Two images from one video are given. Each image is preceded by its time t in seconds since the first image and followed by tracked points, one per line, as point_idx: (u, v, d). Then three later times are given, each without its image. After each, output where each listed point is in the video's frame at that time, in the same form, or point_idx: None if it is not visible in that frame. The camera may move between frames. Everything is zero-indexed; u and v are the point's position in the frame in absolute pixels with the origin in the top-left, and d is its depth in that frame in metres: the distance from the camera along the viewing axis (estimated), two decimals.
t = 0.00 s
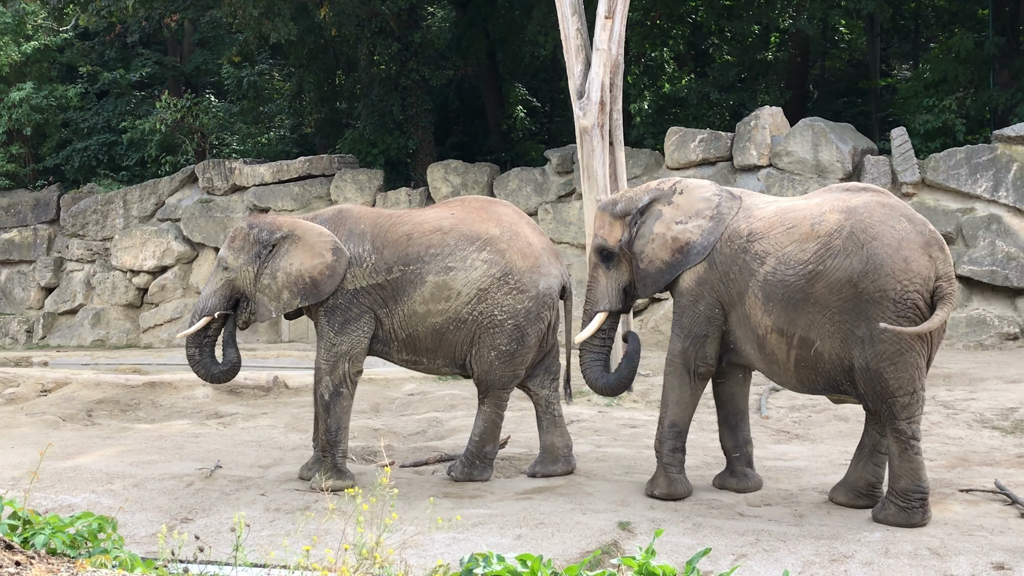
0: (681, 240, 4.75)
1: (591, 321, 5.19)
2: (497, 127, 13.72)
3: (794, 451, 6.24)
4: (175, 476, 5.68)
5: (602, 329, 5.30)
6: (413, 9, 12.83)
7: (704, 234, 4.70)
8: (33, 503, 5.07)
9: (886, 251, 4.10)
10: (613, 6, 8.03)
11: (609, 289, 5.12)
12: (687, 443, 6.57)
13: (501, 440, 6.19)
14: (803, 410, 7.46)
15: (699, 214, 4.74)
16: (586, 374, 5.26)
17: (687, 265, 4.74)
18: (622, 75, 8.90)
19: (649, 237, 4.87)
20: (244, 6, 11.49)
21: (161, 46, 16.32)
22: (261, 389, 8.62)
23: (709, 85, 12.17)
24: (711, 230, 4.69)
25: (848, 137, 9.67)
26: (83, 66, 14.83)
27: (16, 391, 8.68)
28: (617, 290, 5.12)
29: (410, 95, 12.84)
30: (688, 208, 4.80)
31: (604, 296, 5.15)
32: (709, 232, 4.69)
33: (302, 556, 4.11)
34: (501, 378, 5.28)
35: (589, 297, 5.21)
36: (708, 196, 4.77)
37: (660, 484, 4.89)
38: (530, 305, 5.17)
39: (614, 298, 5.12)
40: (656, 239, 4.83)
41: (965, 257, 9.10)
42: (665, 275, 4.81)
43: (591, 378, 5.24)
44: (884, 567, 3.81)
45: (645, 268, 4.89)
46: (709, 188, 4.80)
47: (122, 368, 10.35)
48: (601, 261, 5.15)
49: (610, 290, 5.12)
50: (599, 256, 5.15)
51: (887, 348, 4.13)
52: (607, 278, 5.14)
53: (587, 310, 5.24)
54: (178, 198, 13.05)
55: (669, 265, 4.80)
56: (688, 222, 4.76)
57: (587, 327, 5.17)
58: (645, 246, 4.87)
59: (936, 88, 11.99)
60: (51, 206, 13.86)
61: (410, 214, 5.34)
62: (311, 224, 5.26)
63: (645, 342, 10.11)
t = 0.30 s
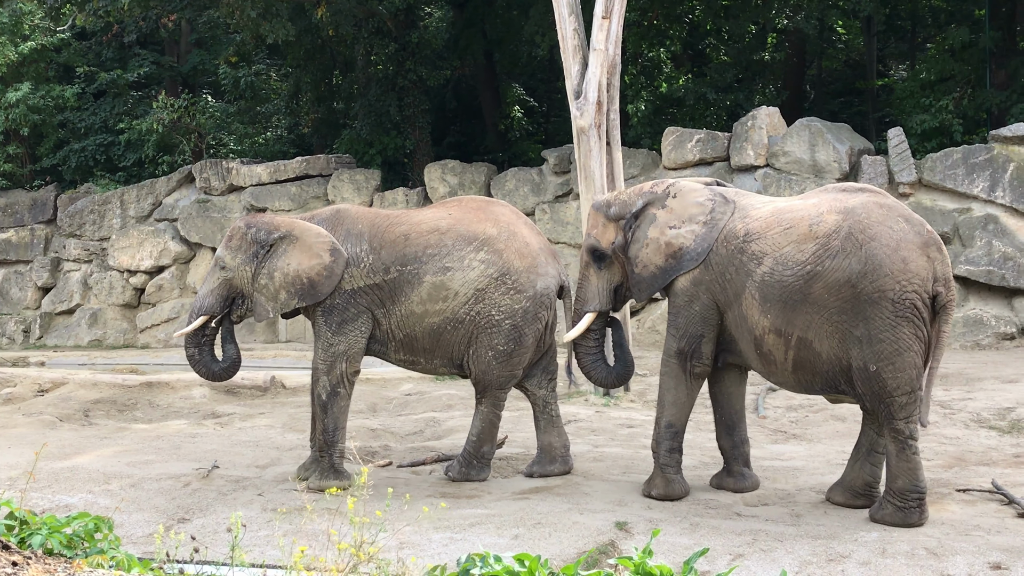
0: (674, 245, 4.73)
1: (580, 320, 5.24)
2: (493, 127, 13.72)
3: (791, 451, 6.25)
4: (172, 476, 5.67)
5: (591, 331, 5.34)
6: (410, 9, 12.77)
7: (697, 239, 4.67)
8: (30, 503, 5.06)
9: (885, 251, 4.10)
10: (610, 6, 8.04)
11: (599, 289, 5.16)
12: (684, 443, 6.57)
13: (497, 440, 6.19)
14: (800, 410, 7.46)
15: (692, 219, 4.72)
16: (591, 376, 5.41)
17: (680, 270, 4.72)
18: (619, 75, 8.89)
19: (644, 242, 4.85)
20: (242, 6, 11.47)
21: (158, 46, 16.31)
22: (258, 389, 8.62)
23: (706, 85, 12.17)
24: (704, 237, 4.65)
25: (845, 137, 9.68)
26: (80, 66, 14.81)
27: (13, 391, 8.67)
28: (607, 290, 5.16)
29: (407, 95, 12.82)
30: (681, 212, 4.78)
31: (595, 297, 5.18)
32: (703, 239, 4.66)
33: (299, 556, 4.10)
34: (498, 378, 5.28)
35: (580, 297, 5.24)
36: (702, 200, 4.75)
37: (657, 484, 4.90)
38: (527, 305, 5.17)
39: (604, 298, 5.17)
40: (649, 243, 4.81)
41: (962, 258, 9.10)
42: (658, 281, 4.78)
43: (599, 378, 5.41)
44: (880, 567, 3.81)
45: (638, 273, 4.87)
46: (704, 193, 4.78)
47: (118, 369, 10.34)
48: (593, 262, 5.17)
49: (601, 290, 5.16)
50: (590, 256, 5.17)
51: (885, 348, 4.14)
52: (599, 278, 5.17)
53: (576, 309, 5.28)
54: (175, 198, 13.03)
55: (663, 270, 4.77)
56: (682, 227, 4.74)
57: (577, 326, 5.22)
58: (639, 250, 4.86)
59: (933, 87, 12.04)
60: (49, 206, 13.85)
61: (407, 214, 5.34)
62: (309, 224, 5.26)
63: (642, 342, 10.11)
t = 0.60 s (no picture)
0: (661, 255, 4.73)
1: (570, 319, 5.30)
2: (491, 127, 13.74)
3: (789, 451, 6.25)
4: (170, 476, 5.67)
5: (581, 329, 5.43)
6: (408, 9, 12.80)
7: (683, 255, 4.67)
8: (28, 503, 5.06)
9: (885, 251, 4.11)
10: (608, 6, 8.05)
11: (590, 289, 5.18)
12: (682, 443, 6.57)
13: (496, 439, 6.19)
14: (798, 410, 7.46)
15: (681, 231, 4.69)
16: (587, 373, 5.50)
17: (666, 282, 4.73)
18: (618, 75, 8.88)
19: (633, 249, 4.85)
20: (240, 6, 11.46)
21: (156, 46, 16.29)
22: (256, 389, 8.62)
23: (705, 85, 12.18)
24: (689, 254, 4.65)
25: (843, 137, 9.69)
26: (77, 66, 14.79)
27: (11, 391, 8.66)
28: (597, 290, 5.19)
29: (405, 95, 12.81)
30: (671, 222, 4.74)
31: (585, 297, 5.21)
32: (689, 254, 4.65)
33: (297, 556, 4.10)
34: (497, 377, 5.28)
35: (571, 295, 5.28)
36: (690, 213, 4.70)
37: (655, 484, 4.90)
38: (526, 305, 5.16)
39: (593, 299, 5.19)
40: (638, 251, 4.81)
41: (960, 258, 9.11)
42: (645, 289, 4.78)
43: (593, 375, 5.52)
44: (878, 567, 3.81)
45: (626, 280, 4.87)
46: (692, 204, 4.72)
47: (116, 368, 10.33)
48: (585, 262, 5.18)
49: (591, 290, 5.18)
50: (583, 256, 5.17)
51: (885, 348, 4.15)
52: (590, 278, 5.18)
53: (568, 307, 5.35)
54: (173, 197, 13.01)
55: (648, 279, 4.78)
56: (670, 237, 4.72)
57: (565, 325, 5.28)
58: (628, 257, 4.86)
59: (931, 87, 12.07)
60: (46, 206, 13.83)
61: (406, 214, 5.34)
62: (308, 224, 5.26)
63: (641, 341, 10.11)
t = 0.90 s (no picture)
0: (652, 258, 4.73)
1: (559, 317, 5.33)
2: (489, 127, 13.75)
3: (787, 451, 6.25)
4: (168, 476, 5.66)
5: (571, 329, 5.50)
6: (406, 9, 12.82)
7: (674, 258, 4.67)
8: (25, 503, 5.05)
9: (885, 251, 4.13)
10: (606, 6, 8.04)
11: (579, 289, 5.18)
12: (680, 443, 6.57)
13: (493, 440, 6.19)
14: (795, 410, 7.46)
15: (672, 235, 4.68)
16: (575, 371, 5.59)
17: (657, 285, 4.72)
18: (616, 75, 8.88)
19: (624, 251, 4.85)
20: (238, 6, 11.46)
21: (154, 46, 16.28)
22: (254, 389, 8.62)
23: (703, 85, 12.18)
24: (679, 257, 4.65)
25: (840, 137, 9.69)
26: (75, 67, 14.77)
27: (8, 391, 8.65)
28: (587, 290, 5.19)
29: (403, 94, 12.82)
30: (662, 226, 4.73)
31: (575, 297, 5.21)
32: (678, 258, 4.65)
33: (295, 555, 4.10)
34: (495, 377, 5.28)
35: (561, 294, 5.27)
36: (681, 217, 4.69)
37: (653, 485, 4.89)
38: (524, 305, 5.16)
39: (582, 299, 5.19)
40: (629, 253, 4.81)
41: (957, 257, 9.11)
42: (635, 292, 4.78)
43: (582, 373, 5.58)
44: (876, 567, 3.81)
45: (616, 281, 4.87)
46: (683, 208, 4.70)
47: (114, 368, 10.33)
48: (577, 261, 5.18)
49: (581, 290, 5.18)
50: (575, 255, 5.18)
51: (884, 347, 4.15)
52: (580, 279, 5.18)
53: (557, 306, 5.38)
54: (170, 197, 13.00)
55: (638, 282, 4.78)
56: (660, 241, 4.71)
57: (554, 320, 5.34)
58: (619, 259, 4.86)
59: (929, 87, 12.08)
60: (43, 207, 13.80)
61: (403, 214, 5.34)
62: (306, 224, 5.25)
63: (638, 341, 10.11)
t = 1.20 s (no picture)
0: (647, 261, 4.72)
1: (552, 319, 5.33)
2: (487, 127, 13.73)
3: (785, 451, 6.25)
4: (166, 476, 5.66)
5: (563, 331, 5.49)
6: (404, 9, 12.83)
7: (669, 260, 4.66)
8: (23, 504, 5.05)
9: (883, 251, 4.13)
10: (604, 6, 8.04)
11: (573, 292, 5.20)
12: (678, 443, 6.57)
13: (492, 440, 6.18)
14: (793, 410, 7.46)
15: (667, 237, 4.68)
16: (568, 373, 5.59)
17: (652, 288, 4.72)
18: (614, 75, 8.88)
19: (620, 254, 4.84)
20: (236, 6, 11.45)
21: (151, 46, 16.27)
22: (252, 390, 8.62)
23: (701, 85, 12.18)
24: (674, 260, 4.65)
25: (838, 137, 9.69)
26: (72, 67, 14.76)
27: (6, 391, 8.65)
28: (581, 293, 5.21)
29: (401, 95, 12.82)
30: (657, 229, 4.73)
31: (569, 299, 5.23)
32: (674, 261, 4.65)
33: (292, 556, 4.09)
34: (493, 377, 5.28)
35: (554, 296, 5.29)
36: (676, 219, 4.68)
37: (651, 485, 4.89)
38: (521, 305, 5.15)
39: (576, 301, 5.21)
40: (624, 257, 4.81)
41: (955, 257, 9.12)
42: (630, 295, 4.78)
43: (573, 375, 5.60)
44: (874, 567, 3.81)
45: (612, 284, 4.87)
46: (678, 211, 4.69)
47: (112, 368, 10.34)
48: (570, 264, 5.19)
49: (574, 293, 5.20)
50: (568, 259, 5.19)
51: (882, 347, 4.16)
52: (574, 281, 5.20)
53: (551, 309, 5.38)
54: (168, 197, 12.99)
55: (634, 285, 4.78)
56: (656, 244, 4.71)
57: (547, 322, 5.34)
58: (614, 262, 4.85)
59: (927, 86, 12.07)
60: (41, 207, 13.78)
61: (401, 214, 5.33)
62: (302, 223, 5.25)
63: (636, 341, 10.12)
